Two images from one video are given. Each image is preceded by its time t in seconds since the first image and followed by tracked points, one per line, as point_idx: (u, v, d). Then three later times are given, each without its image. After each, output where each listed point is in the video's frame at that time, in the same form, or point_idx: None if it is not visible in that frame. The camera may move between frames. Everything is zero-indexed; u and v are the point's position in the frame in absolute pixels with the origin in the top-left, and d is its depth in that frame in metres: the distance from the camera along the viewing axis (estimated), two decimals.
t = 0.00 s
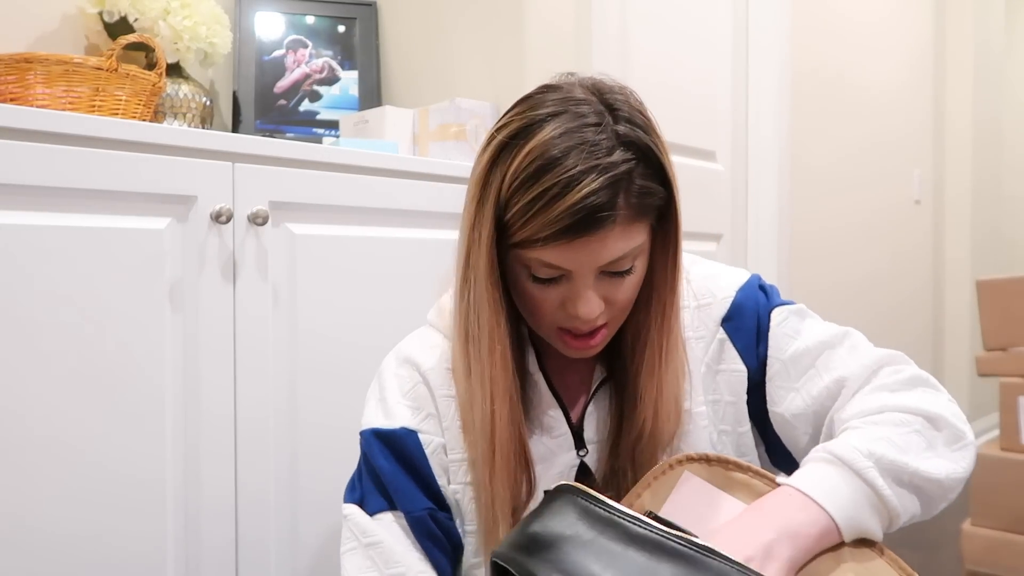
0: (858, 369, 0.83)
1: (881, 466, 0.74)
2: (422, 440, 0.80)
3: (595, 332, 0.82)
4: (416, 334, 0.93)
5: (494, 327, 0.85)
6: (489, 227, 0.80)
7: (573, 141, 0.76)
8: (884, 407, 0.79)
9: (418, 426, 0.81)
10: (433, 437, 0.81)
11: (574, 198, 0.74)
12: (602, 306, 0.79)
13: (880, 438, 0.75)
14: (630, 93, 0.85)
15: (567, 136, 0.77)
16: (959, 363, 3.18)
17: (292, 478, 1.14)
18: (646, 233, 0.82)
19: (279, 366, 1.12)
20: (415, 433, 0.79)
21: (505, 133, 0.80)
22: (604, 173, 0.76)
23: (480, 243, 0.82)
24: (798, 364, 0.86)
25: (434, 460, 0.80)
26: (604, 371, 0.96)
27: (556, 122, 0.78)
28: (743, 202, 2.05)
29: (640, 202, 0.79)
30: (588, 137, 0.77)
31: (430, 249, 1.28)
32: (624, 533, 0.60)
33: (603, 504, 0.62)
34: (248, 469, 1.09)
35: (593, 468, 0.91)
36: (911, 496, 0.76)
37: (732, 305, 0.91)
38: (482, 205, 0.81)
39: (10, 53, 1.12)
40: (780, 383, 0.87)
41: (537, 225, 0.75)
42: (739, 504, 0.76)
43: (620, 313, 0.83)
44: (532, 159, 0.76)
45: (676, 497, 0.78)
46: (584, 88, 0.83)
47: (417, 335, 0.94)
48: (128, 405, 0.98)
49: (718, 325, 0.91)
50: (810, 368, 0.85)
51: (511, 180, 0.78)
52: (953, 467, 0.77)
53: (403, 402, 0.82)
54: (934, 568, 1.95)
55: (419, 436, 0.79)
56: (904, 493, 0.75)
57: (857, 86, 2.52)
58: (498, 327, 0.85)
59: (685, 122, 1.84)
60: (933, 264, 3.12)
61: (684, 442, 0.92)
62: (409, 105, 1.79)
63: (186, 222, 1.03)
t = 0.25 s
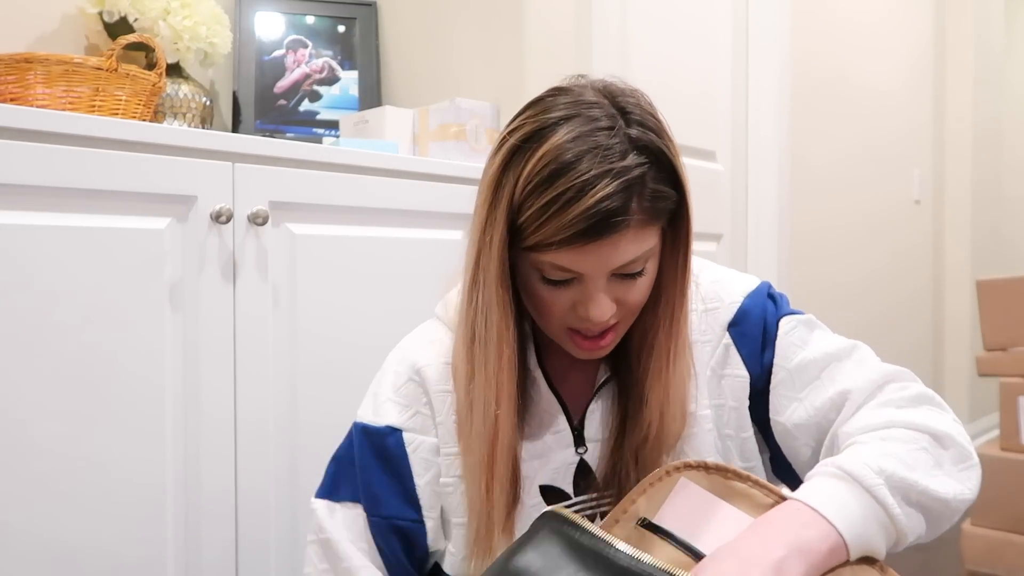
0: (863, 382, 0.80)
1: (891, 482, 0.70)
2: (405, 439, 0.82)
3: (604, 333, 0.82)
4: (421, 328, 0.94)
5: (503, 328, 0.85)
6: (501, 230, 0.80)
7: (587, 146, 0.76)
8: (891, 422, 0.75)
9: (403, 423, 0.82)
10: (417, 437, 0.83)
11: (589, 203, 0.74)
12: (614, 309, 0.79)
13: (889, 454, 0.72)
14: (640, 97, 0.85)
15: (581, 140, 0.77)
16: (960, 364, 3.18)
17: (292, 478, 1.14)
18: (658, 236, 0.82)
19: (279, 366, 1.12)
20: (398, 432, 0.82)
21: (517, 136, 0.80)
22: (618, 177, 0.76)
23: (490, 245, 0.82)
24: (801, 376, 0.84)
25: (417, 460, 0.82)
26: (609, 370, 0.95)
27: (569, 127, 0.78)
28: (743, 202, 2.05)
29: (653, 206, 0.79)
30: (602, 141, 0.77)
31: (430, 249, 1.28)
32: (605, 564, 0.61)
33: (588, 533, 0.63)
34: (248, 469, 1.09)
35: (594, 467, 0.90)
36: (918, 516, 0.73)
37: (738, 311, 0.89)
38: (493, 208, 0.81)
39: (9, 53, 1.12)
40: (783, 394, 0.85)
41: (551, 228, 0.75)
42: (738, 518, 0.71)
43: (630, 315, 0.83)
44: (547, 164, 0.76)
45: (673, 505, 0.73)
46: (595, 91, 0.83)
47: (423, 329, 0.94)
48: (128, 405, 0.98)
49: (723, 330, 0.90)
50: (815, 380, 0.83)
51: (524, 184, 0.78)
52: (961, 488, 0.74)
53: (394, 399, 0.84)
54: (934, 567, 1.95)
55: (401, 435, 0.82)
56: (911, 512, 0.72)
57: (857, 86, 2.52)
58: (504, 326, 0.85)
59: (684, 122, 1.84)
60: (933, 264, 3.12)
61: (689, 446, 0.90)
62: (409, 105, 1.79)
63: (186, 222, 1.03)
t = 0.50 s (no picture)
0: (862, 399, 0.75)
1: (882, 510, 0.66)
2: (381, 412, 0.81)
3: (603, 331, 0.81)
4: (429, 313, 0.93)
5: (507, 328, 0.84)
6: (499, 228, 0.80)
7: (579, 145, 0.76)
8: (884, 445, 0.72)
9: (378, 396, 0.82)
10: (390, 414, 0.82)
11: (582, 200, 0.73)
12: (611, 306, 0.78)
13: (880, 479, 0.68)
14: (635, 96, 0.84)
15: (573, 138, 0.77)
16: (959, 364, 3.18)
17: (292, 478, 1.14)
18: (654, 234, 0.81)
19: (279, 366, 1.12)
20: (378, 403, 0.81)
21: (512, 138, 0.80)
22: (610, 174, 0.75)
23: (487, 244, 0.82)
24: (797, 388, 0.80)
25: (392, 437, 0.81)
26: (607, 367, 0.92)
27: (561, 126, 0.78)
28: (743, 203, 2.05)
29: (647, 203, 0.78)
30: (594, 139, 0.77)
31: (430, 249, 1.28)
32: None
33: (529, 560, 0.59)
34: (248, 469, 1.09)
35: (587, 462, 0.87)
36: (909, 546, 0.68)
37: (738, 317, 0.86)
38: (489, 208, 0.81)
39: (9, 53, 1.12)
40: (777, 406, 0.81)
41: (546, 226, 0.75)
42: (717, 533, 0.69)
43: (629, 313, 0.82)
44: (539, 162, 0.76)
45: (646, 523, 0.70)
46: (590, 92, 0.83)
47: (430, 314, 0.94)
48: (128, 406, 0.98)
49: (724, 334, 0.87)
50: (812, 393, 0.79)
51: (519, 184, 0.78)
52: (956, 519, 0.70)
53: (381, 372, 0.84)
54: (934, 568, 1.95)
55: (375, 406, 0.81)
56: (902, 541, 0.68)
57: (857, 87, 2.52)
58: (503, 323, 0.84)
59: (685, 123, 1.84)
60: (933, 265, 3.12)
61: (687, 449, 0.87)
62: (409, 105, 1.79)
63: (186, 222, 1.03)
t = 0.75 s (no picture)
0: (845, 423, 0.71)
1: (836, 541, 0.64)
2: (394, 385, 0.83)
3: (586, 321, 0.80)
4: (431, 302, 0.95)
5: (484, 310, 0.85)
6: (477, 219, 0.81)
7: (550, 134, 0.77)
8: (853, 475, 0.68)
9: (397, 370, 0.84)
10: (406, 389, 0.84)
11: (548, 186, 0.74)
12: (587, 294, 0.77)
13: (841, 510, 0.65)
14: (618, 91, 0.84)
15: (547, 128, 0.77)
16: (960, 364, 3.17)
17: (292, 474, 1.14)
18: (632, 223, 0.80)
19: (279, 366, 1.13)
20: (392, 376, 0.83)
21: (490, 132, 0.81)
22: (579, 161, 0.76)
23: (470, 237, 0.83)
24: (775, 405, 0.76)
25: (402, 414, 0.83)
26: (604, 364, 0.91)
27: (535, 118, 0.79)
28: (744, 205, 2.04)
29: (620, 191, 0.78)
30: (567, 129, 0.77)
31: (429, 248, 1.28)
32: None
33: None
34: (248, 468, 1.10)
35: (580, 454, 0.86)
36: None
37: (732, 325, 0.82)
38: (470, 201, 0.82)
39: (9, 53, 1.12)
40: (754, 422, 0.77)
41: (516, 212, 0.76)
42: (658, 559, 0.67)
43: (612, 304, 0.81)
44: (511, 152, 0.77)
45: (596, 550, 0.68)
46: (570, 88, 0.83)
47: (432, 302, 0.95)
48: (129, 405, 0.98)
49: (717, 340, 0.83)
50: (793, 410, 0.75)
51: (494, 175, 0.79)
52: (915, 556, 0.66)
53: (397, 350, 0.86)
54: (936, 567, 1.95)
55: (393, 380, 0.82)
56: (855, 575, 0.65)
57: (857, 87, 2.52)
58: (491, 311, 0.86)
59: (684, 122, 1.84)
60: (933, 265, 3.12)
61: (681, 448, 0.83)
62: (408, 104, 1.79)
63: (186, 222, 1.04)
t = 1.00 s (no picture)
0: (836, 435, 0.72)
1: (814, 558, 0.64)
2: (405, 378, 0.85)
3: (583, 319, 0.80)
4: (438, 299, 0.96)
5: (472, 309, 0.86)
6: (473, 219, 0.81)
7: (544, 133, 0.77)
8: (838, 493, 0.68)
9: (406, 364, 0.85)
10: (415, 385, 0.86)
11: (541, 184, 0.74)
12: (583, 292, 0.77)
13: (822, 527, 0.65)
14: (616, 91, 0.84)
15: (541, 127, 0.77)
16: (960, 364, 3.17)
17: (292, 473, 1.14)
18: (629, 221, 0.80)
19: (279, 366, 1.13)
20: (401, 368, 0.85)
21: (487, 132, 0.81)
22: (573, 159, 0.75)
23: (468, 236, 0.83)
24: (768, 416, 0.76)
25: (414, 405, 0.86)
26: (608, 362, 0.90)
27: (531, 117, 0.79)
28: (743, 204, 2.04)
29: (615, 189, 0.78)
30: (562, 128, 0.77)
31: (429, 249, 1.28)
32: None
33: None
34: (247, 468, 1.10)
35: (582, 453, 0.86)
36: None
37: (732, 329, 0.81)
38: (466, 200, 0.82)
39: (9, 53, 1.12)
40: (745, 429, 0.78)
41: (510, 211, 0.76)
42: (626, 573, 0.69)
43: (610, 303, 0.81)
44: (506, 150, 0.77)
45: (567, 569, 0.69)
46: (568, 87, 0.83)
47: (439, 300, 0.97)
48: (129, 405, 0.98)
49: (714, 342, 0.83)
50: (785, 421, 0.76)
51: (490, 174, 0.79)
52: None
53: (404, 344, 0.88)
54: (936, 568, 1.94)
55: (403, 373, 0.85)
56: None
57: (857, 87, 2.52)
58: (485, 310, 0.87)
59: (684, 123, 1.84)
60: (934, 265, 3.12)
61: (683, 447, 0.83)
62: (408, 104, 1.79)
63: (186, 222, 1.03)
